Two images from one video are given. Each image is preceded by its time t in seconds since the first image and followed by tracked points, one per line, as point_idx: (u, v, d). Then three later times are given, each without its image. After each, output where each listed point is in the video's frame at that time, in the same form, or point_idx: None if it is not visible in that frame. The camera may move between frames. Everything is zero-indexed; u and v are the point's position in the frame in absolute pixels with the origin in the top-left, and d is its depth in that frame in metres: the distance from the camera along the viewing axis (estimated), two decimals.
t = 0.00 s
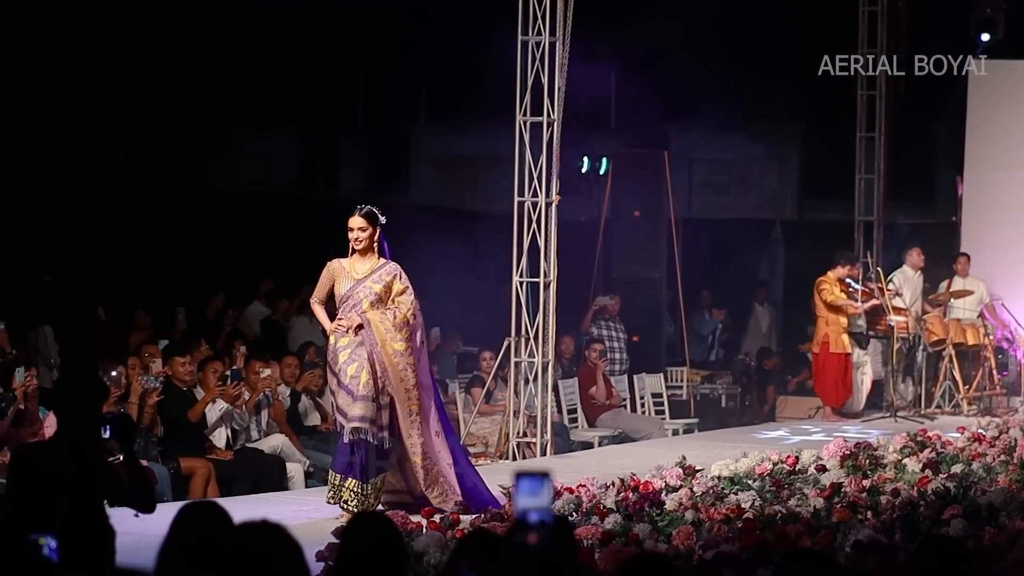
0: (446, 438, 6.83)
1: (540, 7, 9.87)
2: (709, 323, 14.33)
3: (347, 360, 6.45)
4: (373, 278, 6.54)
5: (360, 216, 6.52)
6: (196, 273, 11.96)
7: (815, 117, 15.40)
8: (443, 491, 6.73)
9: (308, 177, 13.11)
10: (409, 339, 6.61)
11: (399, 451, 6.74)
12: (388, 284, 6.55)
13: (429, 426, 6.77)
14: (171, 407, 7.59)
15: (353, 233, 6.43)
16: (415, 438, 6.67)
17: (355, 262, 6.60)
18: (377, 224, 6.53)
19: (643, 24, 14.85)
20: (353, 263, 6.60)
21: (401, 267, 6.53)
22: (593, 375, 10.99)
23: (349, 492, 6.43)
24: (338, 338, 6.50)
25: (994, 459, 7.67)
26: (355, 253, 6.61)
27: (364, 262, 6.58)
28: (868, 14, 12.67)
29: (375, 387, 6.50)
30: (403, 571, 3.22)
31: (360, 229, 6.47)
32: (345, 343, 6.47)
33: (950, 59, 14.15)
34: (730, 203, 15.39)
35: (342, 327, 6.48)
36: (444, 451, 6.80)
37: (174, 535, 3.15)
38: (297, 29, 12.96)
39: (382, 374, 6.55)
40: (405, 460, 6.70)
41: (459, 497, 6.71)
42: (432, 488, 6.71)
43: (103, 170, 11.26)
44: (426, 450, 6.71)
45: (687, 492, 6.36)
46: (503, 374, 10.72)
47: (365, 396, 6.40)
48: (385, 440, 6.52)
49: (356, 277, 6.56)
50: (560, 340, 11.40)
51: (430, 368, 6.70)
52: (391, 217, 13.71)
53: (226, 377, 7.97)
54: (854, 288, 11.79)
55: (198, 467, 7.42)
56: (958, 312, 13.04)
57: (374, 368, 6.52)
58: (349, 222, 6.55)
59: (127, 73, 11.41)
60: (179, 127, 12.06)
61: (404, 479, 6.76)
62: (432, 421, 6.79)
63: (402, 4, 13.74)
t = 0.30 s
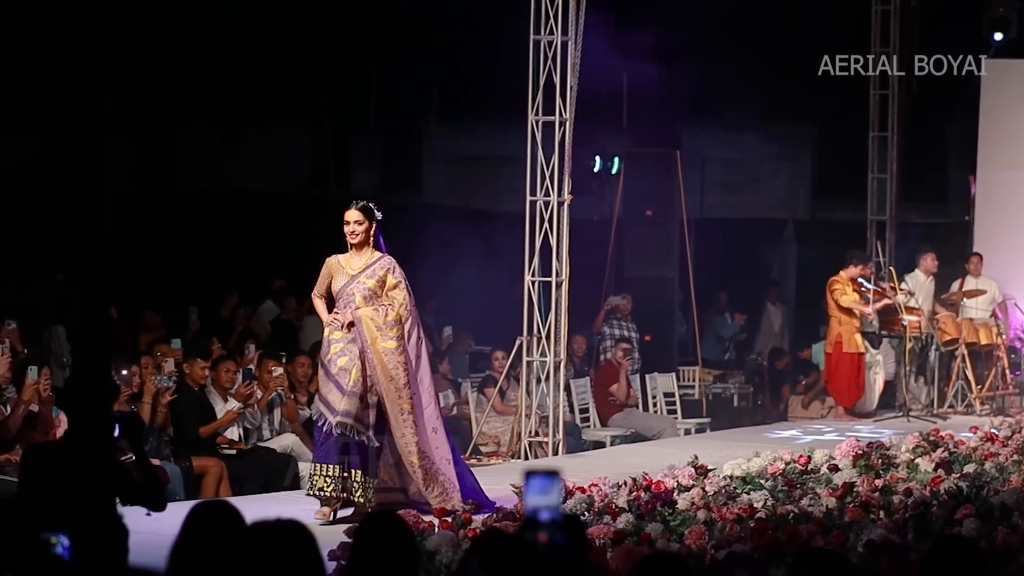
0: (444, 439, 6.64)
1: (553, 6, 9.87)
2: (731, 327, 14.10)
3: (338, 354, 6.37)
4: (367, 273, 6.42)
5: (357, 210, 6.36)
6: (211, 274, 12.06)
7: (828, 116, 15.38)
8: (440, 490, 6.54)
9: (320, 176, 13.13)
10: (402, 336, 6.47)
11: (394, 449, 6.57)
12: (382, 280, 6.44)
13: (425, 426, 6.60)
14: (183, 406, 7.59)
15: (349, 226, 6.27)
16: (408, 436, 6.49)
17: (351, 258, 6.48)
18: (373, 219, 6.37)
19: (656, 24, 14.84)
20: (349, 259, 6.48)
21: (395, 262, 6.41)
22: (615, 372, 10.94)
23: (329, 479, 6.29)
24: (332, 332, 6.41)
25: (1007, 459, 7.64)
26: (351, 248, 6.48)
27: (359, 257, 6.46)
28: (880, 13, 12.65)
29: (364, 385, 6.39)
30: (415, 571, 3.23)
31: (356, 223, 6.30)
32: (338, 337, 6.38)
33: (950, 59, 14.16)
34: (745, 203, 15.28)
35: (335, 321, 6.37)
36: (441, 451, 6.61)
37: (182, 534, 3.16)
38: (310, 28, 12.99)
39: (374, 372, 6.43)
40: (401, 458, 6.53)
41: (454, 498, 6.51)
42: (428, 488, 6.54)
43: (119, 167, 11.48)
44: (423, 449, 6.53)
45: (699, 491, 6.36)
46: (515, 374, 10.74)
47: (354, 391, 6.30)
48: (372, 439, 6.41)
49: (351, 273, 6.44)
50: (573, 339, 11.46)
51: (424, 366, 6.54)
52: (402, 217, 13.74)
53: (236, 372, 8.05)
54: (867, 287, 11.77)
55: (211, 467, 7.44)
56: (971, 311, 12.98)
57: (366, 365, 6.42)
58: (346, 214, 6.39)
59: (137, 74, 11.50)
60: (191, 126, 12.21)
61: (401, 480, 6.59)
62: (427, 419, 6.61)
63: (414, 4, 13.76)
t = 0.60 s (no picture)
0: (440, 443, 6.62)
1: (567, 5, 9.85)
2: (753, 330, 14.12)
3: (329, 362, 6.30)
4: (361, 278, 6.38)
5: (350, 215, 6.32)
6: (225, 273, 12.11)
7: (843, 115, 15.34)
8: (439, 494, 6.53)
9: (335, 176, 13.15)
10: (395, 343, 6.43)
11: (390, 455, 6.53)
12: (376, 285, 6.39)
13: (421, 431, 6.56)
14: (200, 404, 7.59)
15: (343, 231, 6.23)
16: (405, 442, 6.44)
17: (344, 264, 6.45)
18: (367, 224, 6.32)
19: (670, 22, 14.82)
20: (342, 264, 6.45)
21: (388, 267, 6.36)
22: (643, 370, 10.85)
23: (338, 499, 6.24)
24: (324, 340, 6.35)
25: None
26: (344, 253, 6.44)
27: (352, 262, 6.42)
28: (896, 12, 12.61)
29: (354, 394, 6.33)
30: (431, 570, 3.23)
31: (350, 228, 6.25)
32: (330, 345, 6.32)
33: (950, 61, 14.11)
34: (760, 203, 15.32)
35: (327, 328, 6.32)
36: (439, 455, 6.59)
37: (195, 537, 3.15)
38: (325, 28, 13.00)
39: (367, 379, 6.39)
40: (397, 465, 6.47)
41: (452, 502, 6.50)
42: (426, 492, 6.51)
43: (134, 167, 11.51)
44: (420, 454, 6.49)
45: (713, 491, 6.36)
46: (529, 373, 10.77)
47: (346, 401, 6.24)
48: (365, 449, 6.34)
49: (343, 279, 6.41)
50: (587, 339, 11.52)
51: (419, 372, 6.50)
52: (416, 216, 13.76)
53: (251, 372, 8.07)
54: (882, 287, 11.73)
55: (226, 466, 7.45)
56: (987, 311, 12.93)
57: (358, 373, 6.37)
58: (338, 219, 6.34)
59: (150, 73, 11.54)
60: (206, 125, 12.19)
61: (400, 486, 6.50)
62: (422, 424, 6.57)
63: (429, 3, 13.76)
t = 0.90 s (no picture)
0: (447, 442, 6.62)
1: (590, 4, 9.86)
2: (779, 331, 14.04)
3: (339, 354, 6.30)
4: (369, 270, 6.40)
5: (355, 206, 6.38)
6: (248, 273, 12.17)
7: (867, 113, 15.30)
8: (440, 496, 6.50)
9: (358, 176, 13.20)
10: (406, 335, 6.44)
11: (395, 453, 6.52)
12: (384, 277, 6.41)
13: (429, 428, 6.57)
14: (223, 403, 7.61)
15: (347, 221, 6.28)
16: (411, 438, 6.45)
17: (349, 255, 6.46)
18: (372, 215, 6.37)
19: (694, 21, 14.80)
20: (347, 256, 6.45)
21: (396, 259, 6.39)
22: (677, 371, 10.97)
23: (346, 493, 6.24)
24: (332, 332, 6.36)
25: None
26: (349, 245, 6.46)
27: (358, 254, 6.44)
28: (920, 11, 12.56)
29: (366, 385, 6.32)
30: (454, 570, 3.25)
31: (356, 218, 6.30)
32: (338, 336, 6.32)
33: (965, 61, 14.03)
34: (786, 203, 15.26)
35: (335, 320, 6.32)
36: (445, 454, 6.58)
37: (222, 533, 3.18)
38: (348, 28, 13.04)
39: (378, 371, 6.39)
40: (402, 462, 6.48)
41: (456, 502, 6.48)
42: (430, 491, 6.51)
43: (157, 168, 11.58)
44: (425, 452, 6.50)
45: (737, 490, 6.37)
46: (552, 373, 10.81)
47: (357, 391, 6.25)
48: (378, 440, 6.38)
49: (350, 270, 6.42)
50: (611, 337, 11.53)
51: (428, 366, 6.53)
52: (439, 216, 13.79)
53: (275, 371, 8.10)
54: (906, 287, 11.65)
55: (249, 466, 7.52)
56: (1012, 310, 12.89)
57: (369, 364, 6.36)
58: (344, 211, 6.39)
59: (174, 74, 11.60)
60: (229, 125, 12.25)
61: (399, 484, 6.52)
62: (430, 421, 6.58)
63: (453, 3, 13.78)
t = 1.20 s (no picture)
0: (468, 450, 6.77)
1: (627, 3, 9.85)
2: (817, 330, 13.90)
3: (355, 365, 6.50)
4: (383, 279, 6.58)
5: (372, 215, 6.57)
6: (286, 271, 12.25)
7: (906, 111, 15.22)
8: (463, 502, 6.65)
9: (394, 174, 13.26)
10: (422, 344, 6.63)
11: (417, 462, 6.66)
12: (398, 286, 6.59)
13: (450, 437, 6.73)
14: (260, 403, 7.67)
15: (362, 230, 6.48)
16: (433, 448, 6.60)
17: (363, 264, 6.65)
18: (388, 224, 6.58)
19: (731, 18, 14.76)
20: (361, 265, 6.65)
21: (410, 268, 6.57)
22: (725, 374, 11.27)
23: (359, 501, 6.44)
24: (348, 343, 6.56)
25: None
26: (364, 254, 6.65)
27: (371, 264, 6.63)
28: (959, 8, 12.49)
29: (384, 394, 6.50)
30: (489, 571, 3.27)
31: (371, 227, 6.51)
32: (354, 347, 6.52)
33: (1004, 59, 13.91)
34: (822, 201, 15.09)
35: (351, 331, 6.53)
36: (466, 462, 6.72)
37: (256, 537, 3.26)
38: (385, 27, 13.10)
39: (396, 380, 6.58)
40: (423, 471, 6.62)
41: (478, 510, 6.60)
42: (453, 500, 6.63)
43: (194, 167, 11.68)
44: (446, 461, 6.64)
45: (775, 490, 6.36)
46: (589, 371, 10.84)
47: (374, 402, 6.44)
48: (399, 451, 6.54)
49: (364, 280, 6.60)
50: (648, 336, 11.52)
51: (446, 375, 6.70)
52: (476, 214, 13.84)
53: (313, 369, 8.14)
54: (945, 286, 11.63)
55: (286, 466, 7.63)
56: None
57: (386, 374, 6.55)
58: (359, 221, 6.61)
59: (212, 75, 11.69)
60: (265, 123, 12.33)
61: (422, 495, 6.59)
62: (450, 430, 6.75)
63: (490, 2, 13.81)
